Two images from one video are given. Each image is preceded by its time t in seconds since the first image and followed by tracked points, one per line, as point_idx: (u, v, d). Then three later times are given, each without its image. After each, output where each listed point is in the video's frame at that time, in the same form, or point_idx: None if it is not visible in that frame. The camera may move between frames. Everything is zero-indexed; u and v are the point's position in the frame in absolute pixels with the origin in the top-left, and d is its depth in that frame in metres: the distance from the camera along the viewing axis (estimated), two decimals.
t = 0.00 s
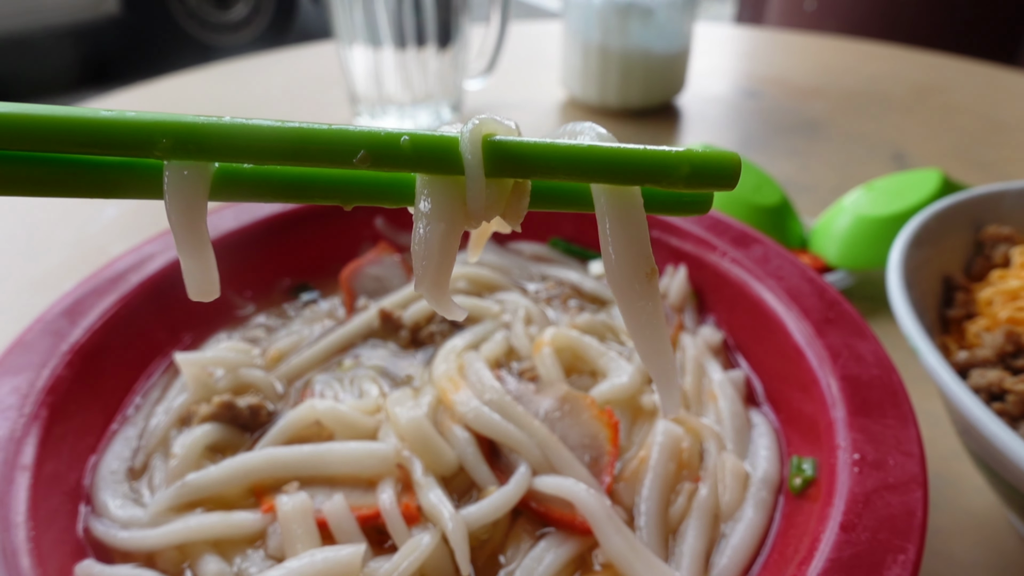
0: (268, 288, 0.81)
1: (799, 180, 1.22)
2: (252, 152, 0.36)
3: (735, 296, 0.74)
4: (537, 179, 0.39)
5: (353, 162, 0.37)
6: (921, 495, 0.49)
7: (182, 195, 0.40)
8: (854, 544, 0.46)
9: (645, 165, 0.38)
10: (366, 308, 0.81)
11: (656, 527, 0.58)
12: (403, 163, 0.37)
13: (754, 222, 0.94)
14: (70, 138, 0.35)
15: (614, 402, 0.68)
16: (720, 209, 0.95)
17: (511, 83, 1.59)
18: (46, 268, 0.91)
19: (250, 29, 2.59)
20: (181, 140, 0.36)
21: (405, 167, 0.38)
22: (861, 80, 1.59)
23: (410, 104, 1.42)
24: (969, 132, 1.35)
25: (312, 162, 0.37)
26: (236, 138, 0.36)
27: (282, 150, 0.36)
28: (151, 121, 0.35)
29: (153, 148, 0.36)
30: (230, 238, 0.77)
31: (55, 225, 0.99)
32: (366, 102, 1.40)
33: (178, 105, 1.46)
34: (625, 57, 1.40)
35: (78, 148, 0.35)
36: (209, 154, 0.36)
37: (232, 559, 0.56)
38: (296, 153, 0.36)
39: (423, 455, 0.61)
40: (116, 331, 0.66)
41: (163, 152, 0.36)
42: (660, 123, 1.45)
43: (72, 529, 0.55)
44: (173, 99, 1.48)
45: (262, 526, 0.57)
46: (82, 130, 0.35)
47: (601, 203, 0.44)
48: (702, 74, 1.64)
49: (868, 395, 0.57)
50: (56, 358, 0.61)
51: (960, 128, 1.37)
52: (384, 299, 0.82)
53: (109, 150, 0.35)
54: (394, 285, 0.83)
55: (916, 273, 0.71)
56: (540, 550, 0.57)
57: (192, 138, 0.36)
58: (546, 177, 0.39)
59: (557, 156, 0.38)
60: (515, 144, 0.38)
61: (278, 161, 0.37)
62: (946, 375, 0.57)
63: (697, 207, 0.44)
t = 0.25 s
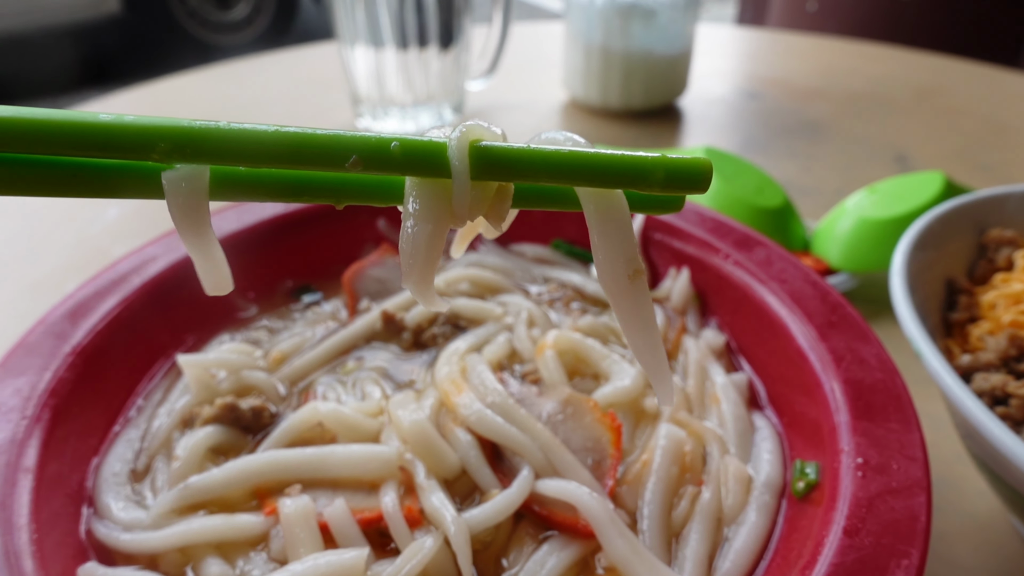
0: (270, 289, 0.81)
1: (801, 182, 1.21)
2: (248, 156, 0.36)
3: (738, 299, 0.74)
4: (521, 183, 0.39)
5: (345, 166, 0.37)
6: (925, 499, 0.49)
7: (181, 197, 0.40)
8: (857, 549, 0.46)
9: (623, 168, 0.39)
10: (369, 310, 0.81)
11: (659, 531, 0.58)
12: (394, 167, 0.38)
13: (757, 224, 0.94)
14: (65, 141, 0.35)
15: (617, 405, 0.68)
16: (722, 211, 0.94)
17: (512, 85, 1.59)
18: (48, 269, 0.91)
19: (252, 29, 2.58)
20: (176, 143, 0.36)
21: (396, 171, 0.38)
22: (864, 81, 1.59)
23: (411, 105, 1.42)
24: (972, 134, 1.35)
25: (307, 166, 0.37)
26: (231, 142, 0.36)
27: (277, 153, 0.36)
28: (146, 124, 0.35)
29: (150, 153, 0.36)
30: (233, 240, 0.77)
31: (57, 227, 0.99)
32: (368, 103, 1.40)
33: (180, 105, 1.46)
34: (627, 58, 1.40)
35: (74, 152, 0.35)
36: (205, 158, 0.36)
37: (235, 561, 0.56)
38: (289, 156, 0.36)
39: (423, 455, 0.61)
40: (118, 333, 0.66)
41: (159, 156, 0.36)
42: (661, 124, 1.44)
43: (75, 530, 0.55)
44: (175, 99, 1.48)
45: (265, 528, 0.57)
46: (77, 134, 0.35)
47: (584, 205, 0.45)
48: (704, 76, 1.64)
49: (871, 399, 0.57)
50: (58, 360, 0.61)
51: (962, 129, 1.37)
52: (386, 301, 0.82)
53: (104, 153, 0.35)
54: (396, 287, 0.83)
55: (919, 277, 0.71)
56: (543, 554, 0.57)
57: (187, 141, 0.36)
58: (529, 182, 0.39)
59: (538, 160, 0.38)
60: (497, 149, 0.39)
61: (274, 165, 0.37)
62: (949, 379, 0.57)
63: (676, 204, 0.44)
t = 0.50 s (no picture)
0: (270, 293, 0.81)
1: (800, 186, 1.22)
2: (258, 151, 0.38)
3: (737, 304, 0.74)
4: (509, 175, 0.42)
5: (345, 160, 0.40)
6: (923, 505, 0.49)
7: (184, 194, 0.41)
8: (856, 554, 0.46)
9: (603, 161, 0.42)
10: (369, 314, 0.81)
11: (658, 535, 0.59)
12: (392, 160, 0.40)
13: (756, 228, 0.94)
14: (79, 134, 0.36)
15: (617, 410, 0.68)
16: (721, 215, 0.95)
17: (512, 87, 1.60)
18: (49, 272, 0.91)
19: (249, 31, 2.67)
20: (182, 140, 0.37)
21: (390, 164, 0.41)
22: (863, 85, 1.60)
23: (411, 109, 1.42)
24: (971, 138, 1.35)
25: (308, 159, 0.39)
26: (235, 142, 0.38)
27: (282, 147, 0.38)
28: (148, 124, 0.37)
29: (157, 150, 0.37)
30: (234, 244, 0.77)
31: (58, 229, 0.99)
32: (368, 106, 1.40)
33: (180, 107, 1.46)
34: (626, 61, 1.41)
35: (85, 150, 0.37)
36: (211, 155, 0.38)
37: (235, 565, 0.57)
38: (287, 153, 0.38)
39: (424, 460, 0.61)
40: (119, 337, 0.66)
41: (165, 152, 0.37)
42: (660, 127, 1.45)
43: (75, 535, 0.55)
44: (175, 101, 1.49)
45: (266, 532, 0.58)
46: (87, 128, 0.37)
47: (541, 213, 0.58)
48: (703, 79, 1.65)
49: (870, 404, 0.57)
50: (59, 364, 0.61)
51: (962, 133, 1.37)
52: (387, 306, 0.82)
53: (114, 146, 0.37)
54: (396, 292, 0.84)
55: (918, 282, 0.71)
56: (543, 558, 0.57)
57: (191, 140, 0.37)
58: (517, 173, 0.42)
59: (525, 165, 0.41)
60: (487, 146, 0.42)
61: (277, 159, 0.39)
62: (948, 385, 0.57)
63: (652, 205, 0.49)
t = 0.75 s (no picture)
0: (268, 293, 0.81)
1: (799, 186, 1.22)
2: (281, 236, 0.46)
3: (734, 303, 0.74)
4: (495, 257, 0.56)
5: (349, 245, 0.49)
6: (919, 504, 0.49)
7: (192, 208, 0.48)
8: (852, 553, 0.46)
9: (572, 240, 0.56)
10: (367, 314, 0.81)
11: (655, 534, 0.59)
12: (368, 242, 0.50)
13: (754, 228, 0.94)
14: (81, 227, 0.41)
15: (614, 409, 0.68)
16: (719, 215, 0.96)
17: (511, 88, 1.60)
18: (47, 272, 0.91)
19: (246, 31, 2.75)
20: (176, 224, 0.43)
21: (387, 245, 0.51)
22: (862, 85, 1.60)
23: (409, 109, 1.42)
24: (970, 138, 1.35)
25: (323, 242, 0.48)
26: (224, 225, 0.45)
27: (272, 230, 0.46)
28: (147, 209, 0.42)
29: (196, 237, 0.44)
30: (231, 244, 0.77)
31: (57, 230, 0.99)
32: (366, 107, 1.40)
33: (178, 108, 1.46)
34: (625, 62, 1.41)
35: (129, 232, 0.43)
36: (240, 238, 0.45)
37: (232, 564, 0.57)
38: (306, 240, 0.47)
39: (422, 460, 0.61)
40: (116, 337, 0.66)
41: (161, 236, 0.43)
42: (659, 128, 1.45)
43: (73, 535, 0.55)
44: (174, 102, 1.49)
45: (262, 531, 0.58)
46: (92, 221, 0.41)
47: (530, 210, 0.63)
48: (702, 79, 1.65)
49: (866, 403, 0.57)
50: (57, 364, 0.61)
51: (960, 134, 1.37)
52: (384, 306, 0.83)
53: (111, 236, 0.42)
54: (394, 292, 0.84)
55: (915, 281, 0.71)
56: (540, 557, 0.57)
57: (185, 223, 0.44)
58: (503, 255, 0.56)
59: (508, 239, 0.55)
60: (472, 226, 0.56)
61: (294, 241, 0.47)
62: (944, 383, 0.57)
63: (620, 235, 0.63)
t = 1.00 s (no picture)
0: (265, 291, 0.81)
1: (798, 184, 1.22)
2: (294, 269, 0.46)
3: (732, 301, 0.74)
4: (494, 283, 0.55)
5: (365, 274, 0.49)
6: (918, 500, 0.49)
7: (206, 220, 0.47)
8: (850, 549, 0.46)
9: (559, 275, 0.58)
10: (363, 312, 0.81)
11: (651, 532, 0.58)
12: (366, 275, 0.48)
13: (752, 226, 0.94)
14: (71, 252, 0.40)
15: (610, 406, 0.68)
16: (717, 212, 0.95)
17: (509, 86, 1.60)
18: (44, 269, 0.91)
19: (244, 30, 2.97)
20: (169, 251, 0.43)
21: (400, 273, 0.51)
22: (861, 83, 1.60)
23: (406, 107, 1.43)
24: (969, 136, 1.35)
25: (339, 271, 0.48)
26: (219, 252, 0.44)
27: (272, 261, 0.46)
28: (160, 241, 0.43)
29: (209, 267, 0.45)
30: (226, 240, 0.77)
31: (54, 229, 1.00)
32: (364, 105, 1.40)
33: (176, 106, 1.46)
34: (623, 59, 1.40)
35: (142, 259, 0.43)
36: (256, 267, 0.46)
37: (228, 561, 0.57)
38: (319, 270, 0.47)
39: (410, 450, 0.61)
40: (112, 334, 0.66)
41: (154, 261, 0.43)
42: (657, 126, 1.45)
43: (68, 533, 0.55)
44: (171, 100, 1.49)
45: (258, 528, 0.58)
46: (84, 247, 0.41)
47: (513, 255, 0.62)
48: (700, 77, 1.64)
49: (864, 400, 0.56)
50: (51, 362, 0.61)
51: (960, 131, 1.37)
52: (380, 304, 0.83)
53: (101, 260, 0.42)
54: (390, 291, 0.84)
55: (914, 278, 0.71)
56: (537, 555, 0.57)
57: (179, 248, 0.43)
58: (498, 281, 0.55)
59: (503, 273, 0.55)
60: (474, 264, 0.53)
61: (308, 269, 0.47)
62: (942, 380, 0.56)
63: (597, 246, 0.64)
